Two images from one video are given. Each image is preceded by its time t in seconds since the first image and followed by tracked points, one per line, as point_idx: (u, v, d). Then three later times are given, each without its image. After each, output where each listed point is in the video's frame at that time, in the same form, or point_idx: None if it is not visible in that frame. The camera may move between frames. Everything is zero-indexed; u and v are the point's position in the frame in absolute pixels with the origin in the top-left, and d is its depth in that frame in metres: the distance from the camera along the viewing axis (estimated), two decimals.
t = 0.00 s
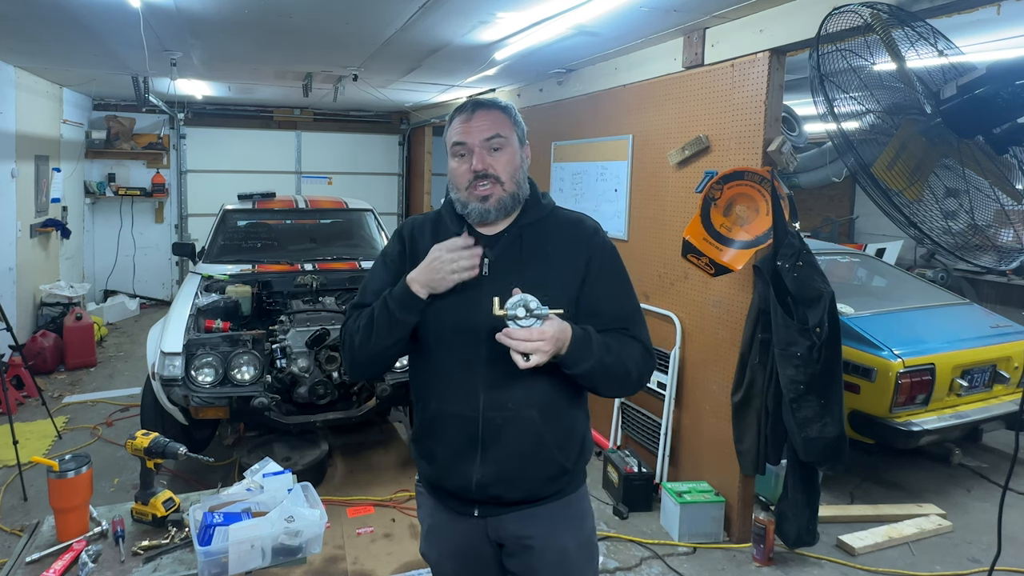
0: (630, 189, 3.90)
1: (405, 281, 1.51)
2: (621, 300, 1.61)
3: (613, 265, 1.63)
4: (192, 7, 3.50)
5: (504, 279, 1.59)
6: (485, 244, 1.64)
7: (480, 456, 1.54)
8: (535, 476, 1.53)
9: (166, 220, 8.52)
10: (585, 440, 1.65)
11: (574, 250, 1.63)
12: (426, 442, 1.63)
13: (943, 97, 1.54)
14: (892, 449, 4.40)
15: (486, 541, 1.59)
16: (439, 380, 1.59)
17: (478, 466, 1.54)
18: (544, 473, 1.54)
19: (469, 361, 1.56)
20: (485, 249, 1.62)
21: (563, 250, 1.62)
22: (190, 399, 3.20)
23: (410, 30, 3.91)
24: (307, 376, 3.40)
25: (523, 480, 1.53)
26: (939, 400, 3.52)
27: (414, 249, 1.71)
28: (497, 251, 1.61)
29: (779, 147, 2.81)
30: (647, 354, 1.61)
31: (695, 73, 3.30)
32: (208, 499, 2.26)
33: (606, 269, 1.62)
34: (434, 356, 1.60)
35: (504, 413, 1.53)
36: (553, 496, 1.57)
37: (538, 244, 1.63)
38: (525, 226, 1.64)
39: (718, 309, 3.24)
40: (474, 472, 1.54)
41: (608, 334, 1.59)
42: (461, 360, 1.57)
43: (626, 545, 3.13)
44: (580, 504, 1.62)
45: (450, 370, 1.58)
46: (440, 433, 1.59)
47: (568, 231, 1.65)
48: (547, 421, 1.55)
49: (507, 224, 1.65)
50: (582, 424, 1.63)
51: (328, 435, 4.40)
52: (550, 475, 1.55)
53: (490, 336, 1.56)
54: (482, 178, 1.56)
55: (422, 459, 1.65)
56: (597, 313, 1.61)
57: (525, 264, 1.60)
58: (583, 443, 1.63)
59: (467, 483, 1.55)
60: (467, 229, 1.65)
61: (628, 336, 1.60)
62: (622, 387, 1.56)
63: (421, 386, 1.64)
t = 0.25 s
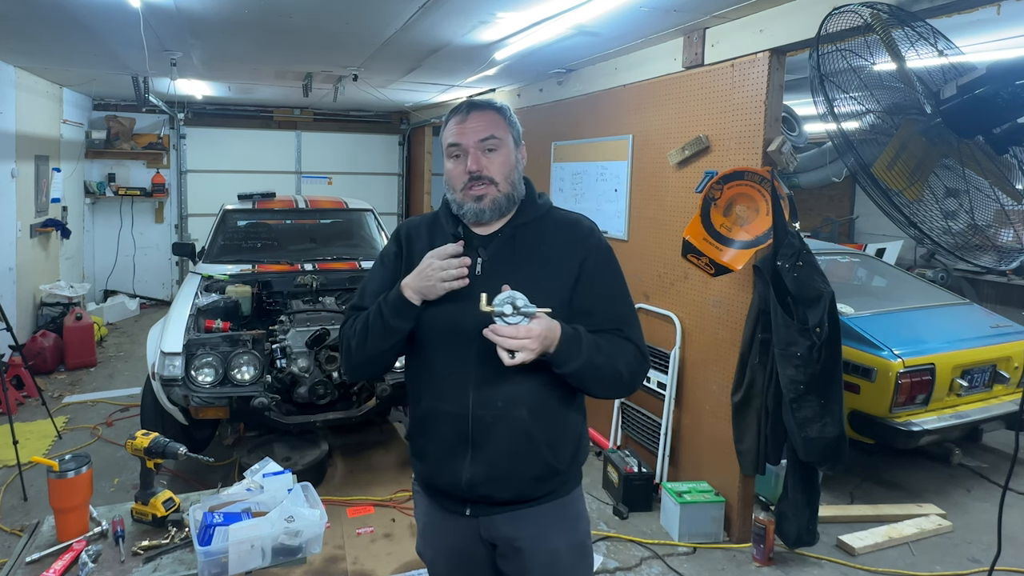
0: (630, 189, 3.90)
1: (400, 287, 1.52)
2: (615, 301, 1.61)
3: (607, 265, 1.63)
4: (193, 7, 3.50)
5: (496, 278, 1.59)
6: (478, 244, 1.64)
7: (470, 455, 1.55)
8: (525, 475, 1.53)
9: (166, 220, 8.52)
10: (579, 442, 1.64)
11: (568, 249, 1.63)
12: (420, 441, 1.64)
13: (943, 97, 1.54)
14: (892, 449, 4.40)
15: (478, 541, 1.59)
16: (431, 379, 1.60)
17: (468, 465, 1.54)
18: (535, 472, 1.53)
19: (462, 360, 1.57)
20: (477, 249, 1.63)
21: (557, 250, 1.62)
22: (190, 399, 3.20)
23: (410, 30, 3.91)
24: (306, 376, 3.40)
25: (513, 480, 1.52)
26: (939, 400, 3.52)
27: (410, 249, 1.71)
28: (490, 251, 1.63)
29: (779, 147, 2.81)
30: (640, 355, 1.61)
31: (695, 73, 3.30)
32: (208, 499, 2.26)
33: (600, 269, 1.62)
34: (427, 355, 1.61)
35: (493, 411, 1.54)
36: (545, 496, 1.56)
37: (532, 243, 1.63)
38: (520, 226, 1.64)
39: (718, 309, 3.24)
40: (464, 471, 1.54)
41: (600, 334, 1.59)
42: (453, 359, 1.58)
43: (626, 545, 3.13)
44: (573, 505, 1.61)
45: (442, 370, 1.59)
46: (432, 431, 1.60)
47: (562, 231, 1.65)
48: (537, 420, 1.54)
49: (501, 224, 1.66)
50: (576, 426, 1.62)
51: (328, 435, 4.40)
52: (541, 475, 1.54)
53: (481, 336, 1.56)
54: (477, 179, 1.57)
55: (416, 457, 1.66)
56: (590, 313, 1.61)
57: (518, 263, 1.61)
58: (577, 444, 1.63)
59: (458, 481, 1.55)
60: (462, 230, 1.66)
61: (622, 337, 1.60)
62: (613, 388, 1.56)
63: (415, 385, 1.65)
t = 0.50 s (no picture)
0: (630, 189, 3.90)
1: (395, 287, 1.52)
2: (611, 301, 1.60)
3: (604, 265, 1.62)
4: (193, 7, 3.50)
5: (492, 278, 1.60)
6: (475, 244, 1.65)
7: (467, 455, 1.55)
8: (522, 475, 1.52)
9: (166, 220, 8.52)
10: (576, 442, 1.64)
11: (565, 249, 1.63)
12: (417, 441, 1.63)
13: (943, 97, 1.54)
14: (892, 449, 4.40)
15: (476, 541, 1.59)
16: (428, 378, 1.60)
17: (465, 465, 1.54)
18: (532, 472, 1.53)
19: (458, 359, 1.57)
20: (475, 249, 1.63)
21: (554, 249, 1.62)
22: (190, 399, 3.21)
23: (410, 29, 3.91)
24: (306, 376, 3.40)
25: (510, 479, 1.52)
26: (939, 400, 3.52)
27: (408, 248, 1.71)
28: (487, 251, 1.63)
29: (779, 147, 2.81)
30: (635, 355, 1.60)
31: (695, 73, 3.30)
32: (208, 499, 2.26)
33: (597, 269, 1.61)
34: (424, 354, 1.61)
35: (490, 411, 1.53)
36: (542, 496, 1.56)
37: (529, 243, 1.63)
38: (517, 227, 1.64)
39: (718, 309, 3.24)
40: (462, 471, 1.54)
41: (596, 334, 1.59)
42: (449, 359, 1.58)
43: (626, 545, 3.13)
44: (571, 506, 1.61)
45: (438, 370, 1.59)
46: (429, 431, 1.60)
47: (559, 231, 1.65)
48: (535, 420, 1.54)
49: (499, 224, 1.66)
50: (574, 426, 1.62)
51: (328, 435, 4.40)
52: (538, 475, 1.54)
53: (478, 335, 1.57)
54: (474, 180, 1.57)
55: (413, 458, 1.66)
56: (586, 313, 1.60)
57: (514, 263, 1.61)
58: (574, 444, 1.62)
59: (455, 481, 1.55)
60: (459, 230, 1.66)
61: (618, 337, 1.59)
62: (608, 388, 1.55)
63: (412, 385, 1.65)
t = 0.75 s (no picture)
0: (630, 189, 3.90)
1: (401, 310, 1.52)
2: (612, 301, 1.60)
3: (605, 264, 1.63)
4: (193, 7, 3.50)
5: (493, 279, 1.60)
6: (476, 245, 1.65)
7: (469, 455, 1.55)
8: (525, 475, 1.53)
9: (166, 220, 8.52)
10: (577, 442, 1.64)
11: (565, 249, 1.63)
12: (419, 442, 1.63)
13: (943, 97, 1.54)
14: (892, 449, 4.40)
15: (477, 541, 1.58)
16: (431, 380, 1.60)
17: (468, 465, 1.54)
18: (534, 472, 1.53)
19: (459, 360, 1.57)
20: (476, 249, 1.63)
21: (555, 249, 1.62)
22: (190, 399, 3.21)
23: (410, 30, 3.91)
24: (307, 376, 3.40)
25: (513, 480, 1.52)
26: (939, 400, 3.52)
27: (407, 250, 1.70)
28: (489, 252, 1.63)
29: (779, 147, 2.81)
30: (636, 355, 1.60)
31: (695, 73, 3.30)
32: (208, 499, 2.26)
33: (597, 268, 1.62)
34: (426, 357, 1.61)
35: (493, 411, 1.53)
36: (543, 496, 1.56)
37: (530, 243, 1.63)
38: (517, 227, 1.65)
39: (718, 309, 3.24)
40: (464, 471, 1.54)
41: (596, 334, 1.59)
42: (451, 359, 1.58)
43: (626, 545, 3.13)
44: (572, 505, 1.61)
45: (440, 371, 1.59)
46: (431, 432, 1.59)
47: (560, 231, 1.66)
48: (537, 420, 1.55)
49: (499, 224, 1.66)
50: (574, 426, 1.62)
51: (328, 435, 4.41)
52: (540, 475, 1.54)
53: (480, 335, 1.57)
54: (475, 182, 1.57)
55: (414, 458, 1.65)
56: (587, 312, 1.60)
57: (515, 264, 1.61)
58: (575, 444, 1.63)
59: (458, 481, 1.55)
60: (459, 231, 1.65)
61: (618, 337, 1.59)
62: (608, 389, 1.56)
63: (414, 385, 1.64)
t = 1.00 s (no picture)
0: (630, 189, 3.90)
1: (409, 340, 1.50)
2: (612, 299, 1.60)
3: (604, 262, 1.63)
4: (192, 7, 3.50)
5: (493, 279, 1.60)
6: (476, 244, 1.64)
7: (474, 456, 1.54)
8: (530, 475, 1.53)
9: (166, 220, 8.52)
10: (579, 440, 1.65)
11: (565, 247, 1.63)
12: (423, 443, 1.62)
13: (943, 97, 1.54)
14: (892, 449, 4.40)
15: (481, 541, 1.58)
16: (434, 381, 1.59)
17: (473, 466, 1.54)
18: (539, 471, 1.54)
19: (461, 359, 1.57)
20: (477, 249, 1.63)
21: (555, 247, 1.62)
22: (190, 399, 3.21)
23: (410, 29, 3.91)
24: (307, 377, 3.40)
25: (518, 480, 1.53)
26: (939, 400, 3.52)
27: (408, 250, 1.68)
28: (489, 252, 1.62)
29: (779, 147, 2.81)
30: (635, 354, 1.61)
31: (695, 73, 3.30)
32: (208, 499, 2.26)
33: (597, 266, 1.62)
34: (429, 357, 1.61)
35: (497, 412, 1.53)
36: (546, 495, 1.57)
37: (530, 241, 1.63)
38: (516, 226, 1.64)
39: (718, 309, 3.24)
40: (469, 472, 1.54)
41: (595, 333, 1.59)
42: (454, 360, 1.58)
43: (626, 545, 3.13)
44: (574, 504, 1.62)
45: (442, 372, 1.59)
46: (436, 433, 1.59)
47: (559, 229, 1.65)
48: (541, 419, 1.55)
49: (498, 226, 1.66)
50: (577, 424, 1.63)
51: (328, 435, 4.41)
52: (545, 474, 1.55)
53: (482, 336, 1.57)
54: (476, 185, 1.57)
55: (418, 459, 1.65)
56: (587, 311, 1.60)
57: (515, 263, 1.61)
58: (577, 442, 1.63)
59: (463, 482, 1.55)
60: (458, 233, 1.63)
61: (617, 334, 1.59)
62: (608, 387, 1.57)
63: (416, 386, 1.63)
